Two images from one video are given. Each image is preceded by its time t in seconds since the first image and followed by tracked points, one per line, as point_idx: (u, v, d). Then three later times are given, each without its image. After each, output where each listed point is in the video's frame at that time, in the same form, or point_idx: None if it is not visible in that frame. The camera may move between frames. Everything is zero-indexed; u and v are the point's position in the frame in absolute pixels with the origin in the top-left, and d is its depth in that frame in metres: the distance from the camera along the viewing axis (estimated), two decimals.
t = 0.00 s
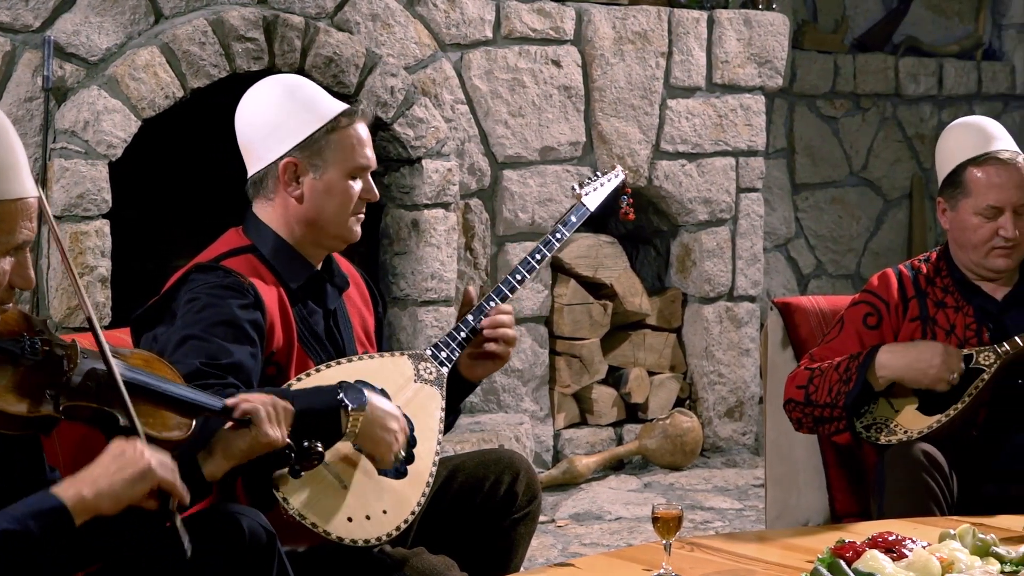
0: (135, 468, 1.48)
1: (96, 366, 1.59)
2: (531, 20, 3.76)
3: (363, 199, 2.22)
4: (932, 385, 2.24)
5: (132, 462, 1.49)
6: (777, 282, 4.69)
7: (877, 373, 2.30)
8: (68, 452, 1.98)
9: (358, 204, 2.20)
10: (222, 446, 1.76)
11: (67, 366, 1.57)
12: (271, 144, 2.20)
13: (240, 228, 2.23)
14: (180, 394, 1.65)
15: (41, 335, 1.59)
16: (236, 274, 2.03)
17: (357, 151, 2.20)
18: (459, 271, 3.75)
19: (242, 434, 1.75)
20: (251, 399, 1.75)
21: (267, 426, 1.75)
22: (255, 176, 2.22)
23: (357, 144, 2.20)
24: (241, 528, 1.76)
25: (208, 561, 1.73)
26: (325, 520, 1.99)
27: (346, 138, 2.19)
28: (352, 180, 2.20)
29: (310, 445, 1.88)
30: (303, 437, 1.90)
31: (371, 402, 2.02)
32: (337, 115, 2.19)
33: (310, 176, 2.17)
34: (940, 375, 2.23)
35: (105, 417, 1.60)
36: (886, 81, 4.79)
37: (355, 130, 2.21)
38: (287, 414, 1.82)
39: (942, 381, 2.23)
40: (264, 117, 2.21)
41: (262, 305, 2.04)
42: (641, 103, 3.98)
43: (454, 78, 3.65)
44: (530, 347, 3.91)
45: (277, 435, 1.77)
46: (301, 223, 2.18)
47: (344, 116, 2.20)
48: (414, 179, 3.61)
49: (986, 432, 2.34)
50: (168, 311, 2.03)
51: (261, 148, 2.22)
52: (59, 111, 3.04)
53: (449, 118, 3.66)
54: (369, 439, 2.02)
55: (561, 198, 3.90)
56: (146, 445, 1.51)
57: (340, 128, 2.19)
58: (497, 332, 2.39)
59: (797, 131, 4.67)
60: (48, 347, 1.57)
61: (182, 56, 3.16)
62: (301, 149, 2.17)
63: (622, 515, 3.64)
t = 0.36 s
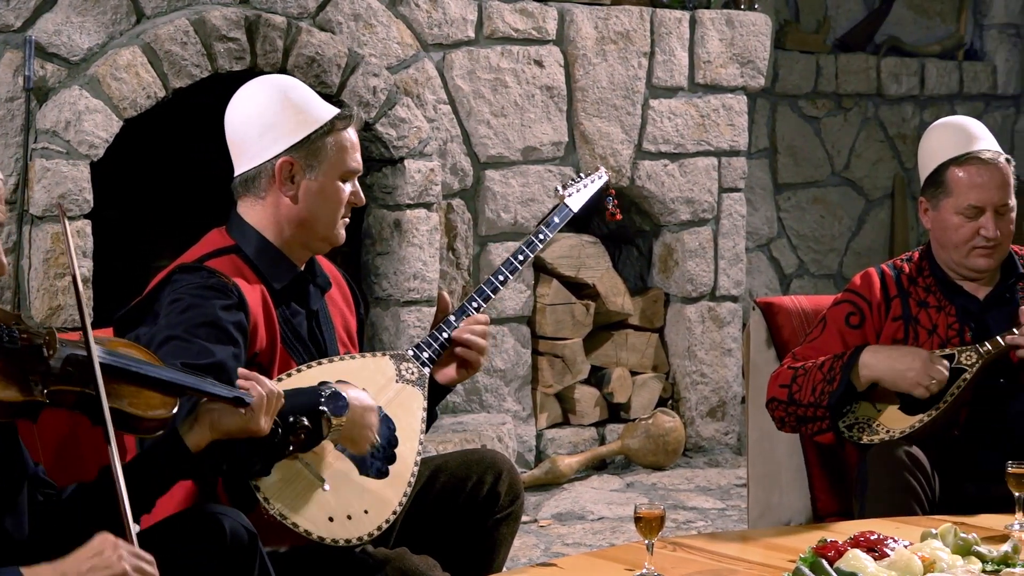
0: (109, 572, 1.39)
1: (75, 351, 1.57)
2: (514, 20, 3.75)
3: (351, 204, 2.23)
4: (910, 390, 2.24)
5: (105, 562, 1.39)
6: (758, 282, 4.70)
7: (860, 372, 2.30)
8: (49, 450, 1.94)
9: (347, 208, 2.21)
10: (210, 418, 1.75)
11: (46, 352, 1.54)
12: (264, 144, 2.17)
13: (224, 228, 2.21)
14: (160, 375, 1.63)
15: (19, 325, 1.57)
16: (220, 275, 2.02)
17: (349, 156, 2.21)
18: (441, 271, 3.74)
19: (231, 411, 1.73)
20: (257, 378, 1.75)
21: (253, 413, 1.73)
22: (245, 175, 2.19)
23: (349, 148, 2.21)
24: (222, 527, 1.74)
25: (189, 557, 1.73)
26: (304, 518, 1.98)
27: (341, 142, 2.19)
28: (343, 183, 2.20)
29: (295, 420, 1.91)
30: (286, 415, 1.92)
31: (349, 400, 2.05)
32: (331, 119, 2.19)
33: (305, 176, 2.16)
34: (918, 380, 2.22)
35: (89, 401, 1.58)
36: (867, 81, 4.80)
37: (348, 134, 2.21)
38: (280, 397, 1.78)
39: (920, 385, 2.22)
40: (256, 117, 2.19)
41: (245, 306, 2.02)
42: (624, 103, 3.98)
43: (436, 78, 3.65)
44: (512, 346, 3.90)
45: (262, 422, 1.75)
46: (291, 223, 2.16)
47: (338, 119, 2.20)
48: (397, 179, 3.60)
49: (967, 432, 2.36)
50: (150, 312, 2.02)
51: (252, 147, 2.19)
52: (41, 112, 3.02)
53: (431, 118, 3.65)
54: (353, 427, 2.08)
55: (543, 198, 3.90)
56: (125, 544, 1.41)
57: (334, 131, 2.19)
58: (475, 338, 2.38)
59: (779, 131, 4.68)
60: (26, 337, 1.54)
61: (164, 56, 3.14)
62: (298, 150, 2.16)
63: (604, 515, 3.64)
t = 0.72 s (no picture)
0: (93, 549, 1.43)
1: (56, 352, 1.54)
2: (495, 20, 3.75)
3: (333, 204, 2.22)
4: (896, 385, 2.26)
5: (91, 539, 1.43)
6: (740, 282, 4.72)
7: (841, 376, 2.32)
8: (30, 452, 1.90)
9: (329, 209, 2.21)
10: (189, 421, 1.75)
11: (26, 353, 1.52)
12: (247, 145, 2.16)
13: (205, 228, 2.20)
14: (142, 377, 1.61)
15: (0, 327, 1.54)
16: (201, 274, 2.01)
17: (333, 157, 2.20)
18: (423, 272, 3.73)
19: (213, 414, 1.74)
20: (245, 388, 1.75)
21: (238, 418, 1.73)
22: (227, 175, 2.18)
23: (332, 148, 2.20)
24: (203, 529, 1.74)
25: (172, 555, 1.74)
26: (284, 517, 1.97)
27: (325, 143, 2.19)
28: (326, 183, 2.20)
29: (277, 421, 1.92)
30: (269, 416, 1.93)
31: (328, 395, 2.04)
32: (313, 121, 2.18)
33: (288, 177, 2.15)
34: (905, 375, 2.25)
35: (72, 403, 1.56)
36: (848, 82, 4.82)
37: (332, 135, 2.21)
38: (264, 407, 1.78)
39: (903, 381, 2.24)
40: (239, 117, 2.18)
41: (226, 306, 2.01)
42: (606, 103, 3.98)
43: (418, 79, 3.64)
44: (494, 347, 3.90)
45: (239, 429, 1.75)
46: (274, 224, 2.16)
47: (321, 120, 2.19)
48: (378, 179, 3.59)
49: (949, 431, 2.36)
50: (132, 312, 2.00)
51: (235, 147, 2.17)
52: (21, 112, 2.99)
53: (413, 118, 3.64)
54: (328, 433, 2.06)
55: (525, 199, 3.89)
56: (111, 525, 1.45)
57: (317, 132, 2.18)
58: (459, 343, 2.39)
59: (761, 132, 4.69)
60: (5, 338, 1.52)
61: (145, 56, 3.12)
62: (281, 150, 2.15)
63: (586, 515, 3.64)
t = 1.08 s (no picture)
0: (56, 549, 1.41)
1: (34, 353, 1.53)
2: (474, 20, 3.74)
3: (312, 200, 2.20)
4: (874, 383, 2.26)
5: (52, 540, 1.42)
6: (719, 282, 4.74)
7: (819, 373, 2.32)
8: (9, 453, 1.87)
9: (308, 207, 2.19)
10: (168, 426, 1.73)
11: (4, 355, 1.52)
12: (222, 146, 2.15)
13: (184, 228, 2.18)
14: (121, 377, 1.60)
15: None
16: (180, 274, 1.99)
17: (310, 153, 2.19)
18: (402, 272, 3.72)
19: (190, 418, 1.72)
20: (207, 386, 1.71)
21: (216, 417, 1.72)
22: (203, 176, 2.16)
23: (308, 146, 2.18)
24: (181, 529, 1.73)
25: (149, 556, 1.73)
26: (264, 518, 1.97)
27: (298, 142, 2.17)
28: (304, 180, 2.18)
29: (257, 421, 1.90)
30: (247, 415, 1.90)
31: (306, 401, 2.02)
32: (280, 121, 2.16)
33: (263, 176, 2.14)
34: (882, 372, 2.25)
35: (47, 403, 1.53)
36: (827, 82, 4.84)
37: (307, 135, 2.19)
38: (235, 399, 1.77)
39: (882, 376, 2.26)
40: (213, 118, 2.17)
41: (205, 306, 2.00)
42: (585, 103, 3.98)
43: (397, 78, 3.63)
44: (473, 347, 3.89)
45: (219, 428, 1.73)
46: (252, 223, 2.14)
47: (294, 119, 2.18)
48: (357, 179, 3.57)
49: (926, 430, 2.37)
50: (110, 312, 1.98)
51: (211, 148, 2.16)
52: None
53: (392, 118, 3.63)
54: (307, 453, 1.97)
55: (504, 199, 3.89)
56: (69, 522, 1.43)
57: (289, 130, 2.17)
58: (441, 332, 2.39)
59: (740, 132, 4.71)
60: None
61: (123, 56, 3.10)
62: (255, 149, 2.14)
63: (566, 515, 3.64)
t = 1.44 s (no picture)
0: (55, 476, 1.48)
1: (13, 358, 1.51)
2: (456, 20, 3.74)
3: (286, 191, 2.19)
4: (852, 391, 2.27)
5: (51, 468, 1.49)
6: (701, 282, 4.75)
7: (802, 374, 2.32)
8: None
9: (282, 197, 2.18)
10: (145, 429, 1.71)
11: None
12: (185, 149, 2.14)
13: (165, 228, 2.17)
14: (99, 382, 1.60)
15: None
16: (162, 274, 1.98)
17: (273, 143, 2.16)
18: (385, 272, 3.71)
19: (163, 417, 1.70)
20: (178, 386, 1.70)
21: (188, 412, 1.69)
22: (172, 183, 2.16)
23: (270, 137, 2.16)
24: (163, 530, 1.72)
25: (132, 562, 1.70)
26: (245, 518, 1.96)
27: (258, 135, 2.15)
28: (272, 172, 2.16)
29: (240, 430, 1.90)
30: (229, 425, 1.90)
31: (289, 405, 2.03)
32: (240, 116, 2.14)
33: (227, 176, 2.13)
34: (859, 380, 2.26)
35: (28, 409, 1.54)
36: (808, 82, 4.85)
37: (267, 125, 2.17)
38: (215, 399, 1.75)
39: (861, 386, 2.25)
40: (174, 121, 2.15)
41: (188, 305, 1.99)
42: (567, 103, 3.98)
43: (379, 78, 3.62)
44: (456, 347, 3.89)
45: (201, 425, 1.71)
46: (225, 223, 2.14)
47: (251, 113, 2.16)
48: (339, 179, 3.56)
49: (909, 430, 2.37)
50: (92, 313, 1.96)
51: (176, 153, 2.16)
52: None
53: (374, 118, 3.62)
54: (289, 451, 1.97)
55: (486, 199, 3.89)
56: (64, 453, 1.50)
57: (248, 125, 2.15)
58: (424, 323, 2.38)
59: (721, 132, 4.72)
60: None
61: (105, 56, 3.08)
62: (215, 150, 2.13)
63: (548, 515, 3.64)
